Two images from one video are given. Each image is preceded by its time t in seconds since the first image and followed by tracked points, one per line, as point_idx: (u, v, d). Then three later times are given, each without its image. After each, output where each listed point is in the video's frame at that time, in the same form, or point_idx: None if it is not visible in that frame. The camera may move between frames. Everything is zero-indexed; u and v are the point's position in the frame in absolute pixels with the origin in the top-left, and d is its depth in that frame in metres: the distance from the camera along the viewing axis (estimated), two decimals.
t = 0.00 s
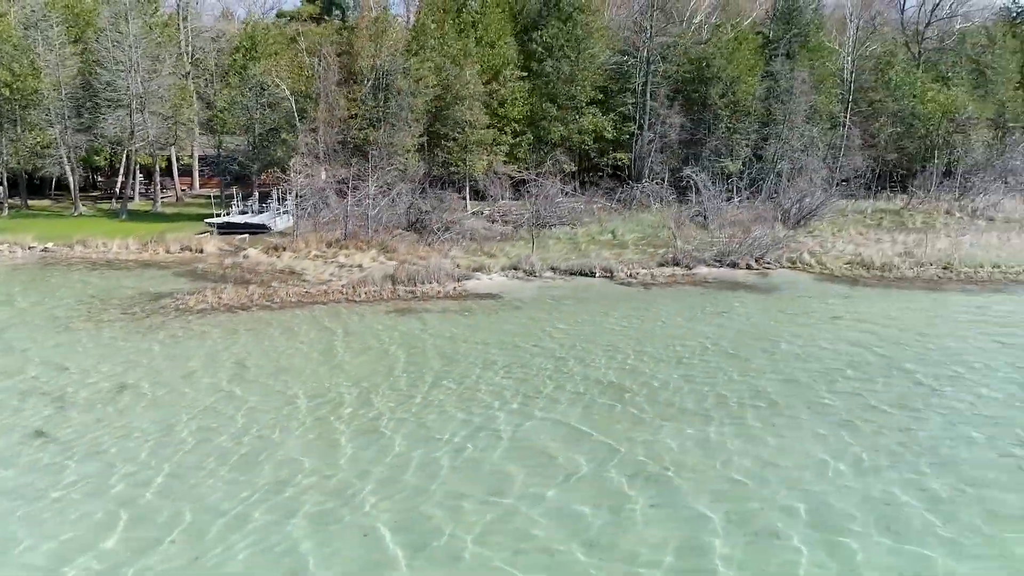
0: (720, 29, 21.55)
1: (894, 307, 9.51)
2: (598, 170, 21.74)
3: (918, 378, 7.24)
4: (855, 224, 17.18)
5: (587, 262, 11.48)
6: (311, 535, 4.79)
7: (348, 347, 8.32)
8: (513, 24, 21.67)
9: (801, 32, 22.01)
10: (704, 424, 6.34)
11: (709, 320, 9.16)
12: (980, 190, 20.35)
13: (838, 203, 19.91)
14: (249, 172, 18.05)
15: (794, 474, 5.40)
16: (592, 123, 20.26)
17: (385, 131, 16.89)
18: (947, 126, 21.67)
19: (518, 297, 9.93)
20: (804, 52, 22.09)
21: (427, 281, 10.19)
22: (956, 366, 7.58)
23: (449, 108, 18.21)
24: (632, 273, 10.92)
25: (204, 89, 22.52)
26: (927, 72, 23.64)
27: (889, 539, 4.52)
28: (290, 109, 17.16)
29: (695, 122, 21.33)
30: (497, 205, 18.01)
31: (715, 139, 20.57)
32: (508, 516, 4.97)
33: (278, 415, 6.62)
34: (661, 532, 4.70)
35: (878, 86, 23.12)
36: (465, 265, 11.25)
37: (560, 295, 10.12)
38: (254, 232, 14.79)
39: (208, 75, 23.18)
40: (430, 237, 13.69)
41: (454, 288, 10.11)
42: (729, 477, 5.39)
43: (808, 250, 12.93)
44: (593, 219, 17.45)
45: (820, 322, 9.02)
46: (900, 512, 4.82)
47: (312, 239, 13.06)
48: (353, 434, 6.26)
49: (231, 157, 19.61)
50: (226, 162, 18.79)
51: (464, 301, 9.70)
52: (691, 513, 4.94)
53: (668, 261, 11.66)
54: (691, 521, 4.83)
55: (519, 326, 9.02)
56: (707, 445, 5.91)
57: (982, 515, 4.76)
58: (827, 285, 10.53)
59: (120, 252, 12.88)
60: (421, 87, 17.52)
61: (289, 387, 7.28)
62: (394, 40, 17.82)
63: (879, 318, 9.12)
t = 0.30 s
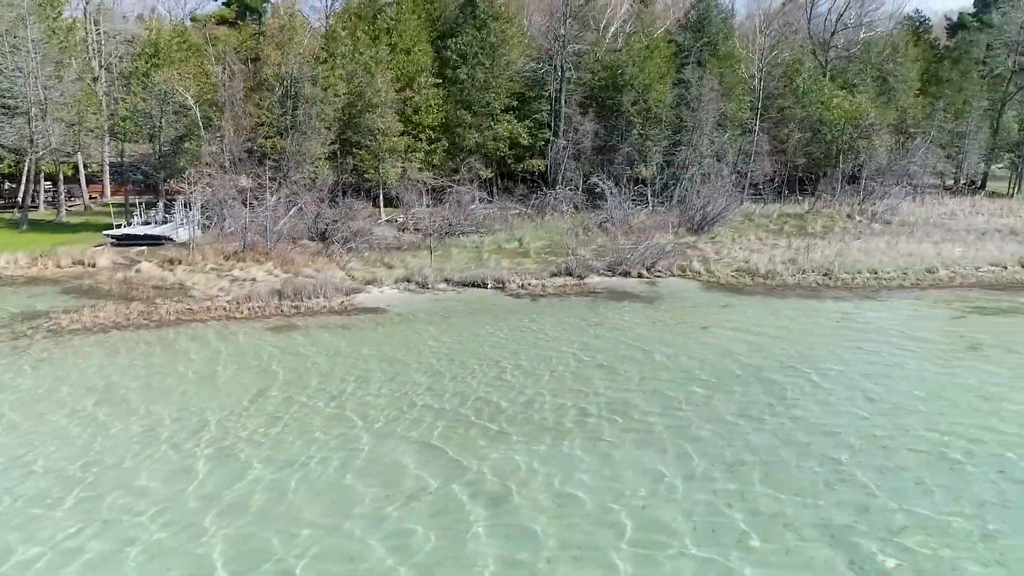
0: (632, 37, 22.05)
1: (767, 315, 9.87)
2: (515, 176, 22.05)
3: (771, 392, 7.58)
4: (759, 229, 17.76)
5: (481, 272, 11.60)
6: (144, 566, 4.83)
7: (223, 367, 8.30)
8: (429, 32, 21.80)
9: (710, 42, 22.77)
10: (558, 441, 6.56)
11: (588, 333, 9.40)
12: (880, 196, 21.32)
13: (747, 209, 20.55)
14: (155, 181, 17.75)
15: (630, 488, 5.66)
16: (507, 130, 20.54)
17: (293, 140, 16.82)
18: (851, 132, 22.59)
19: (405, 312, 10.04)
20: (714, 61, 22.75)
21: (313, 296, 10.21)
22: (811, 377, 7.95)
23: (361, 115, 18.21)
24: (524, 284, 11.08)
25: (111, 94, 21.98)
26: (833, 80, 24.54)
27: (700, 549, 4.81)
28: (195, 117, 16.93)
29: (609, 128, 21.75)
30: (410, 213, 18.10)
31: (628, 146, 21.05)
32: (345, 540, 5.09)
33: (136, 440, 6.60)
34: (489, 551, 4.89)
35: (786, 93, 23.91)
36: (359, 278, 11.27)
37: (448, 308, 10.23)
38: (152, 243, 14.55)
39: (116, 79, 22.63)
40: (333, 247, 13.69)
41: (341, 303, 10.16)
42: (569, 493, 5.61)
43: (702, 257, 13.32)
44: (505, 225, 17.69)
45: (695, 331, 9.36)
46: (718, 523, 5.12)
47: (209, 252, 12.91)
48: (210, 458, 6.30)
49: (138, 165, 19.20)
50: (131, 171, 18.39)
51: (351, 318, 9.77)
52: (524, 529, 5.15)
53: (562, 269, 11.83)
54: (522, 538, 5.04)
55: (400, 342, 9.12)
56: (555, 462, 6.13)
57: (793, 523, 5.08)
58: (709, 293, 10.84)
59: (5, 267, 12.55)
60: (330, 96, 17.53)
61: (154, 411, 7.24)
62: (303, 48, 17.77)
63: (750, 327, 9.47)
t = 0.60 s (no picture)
0: (546, 44, 22.31)
1: (649, 325, 10.16)
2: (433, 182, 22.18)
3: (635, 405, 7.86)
4: (667, 235, 18.22)
5: (374, 284, 11.62)
6: None
7: (93, 389, 8.21)
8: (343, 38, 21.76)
9: (623, 49, 23.15)
10: (419, 461, 6.70)
11: (473, 347, 9.55)
12: (787, 201, 22.10)
13: (659, 214, 21.04)
14: (53, 190, 17.25)
15: (477, 507, 5.85)
16: (422, 137, 20.65)
17: (196, 149, 16.55)
18: (760, 137, 23.31)
19: (292, 328, 10.04)
20: (627, 68, 23.11)
21: (194, 312, 10.19)
22: (677, 389, 8.25)
23: (269, 123, 17.99)
24: (415, 297, 11.16)
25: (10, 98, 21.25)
26: (744, 86, 25.21)
27: (531, 565, 5.03)
28: (91, 125, 16.48)
29: (524, 135, 21.93)
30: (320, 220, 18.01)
31: (542, 152, 21.34)
32: (183, 568, 5.14)
33: None
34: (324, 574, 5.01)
35: (698, 99, 24.53)
36: (250, 292, 11.22)
37: (335, 322, 10.26)
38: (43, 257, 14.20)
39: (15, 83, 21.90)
40: (231, 259, 13.56)
41: (225, 320, 10.14)
42: (418, 514, 5.78)
43: (600, 265, 13.62)
44: (417, 233, 17.83)
45: (575, 345, 9.61)
46: (554, 539, 5.35)
47: (99, 266, 12.64)
48: (64, 486, 6.27)
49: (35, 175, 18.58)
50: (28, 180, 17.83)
51: (235, 336, 9.73)
52: (368, 551, 5.30)
53: (456, 279, 11.93)
54: (363, 559, 5.19)
55: (279, 358, 9.14)
56: (413, 483, 6.28)
57: (624, 537, 5.34)
58: (598, 303, 11.08)
59: None
60: (234, 103, 17.31)
61: (9, 436, 7.12)
62: (206, 54, 17.50)
63: (630, 338, 9.74)
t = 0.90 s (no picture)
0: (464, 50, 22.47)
1: (538, 338, 10.35)
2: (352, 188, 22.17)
3: (508, 423, 8.03)
4: (580, 241, 18.51)
5: (269, 297, 11.60)
6: None
7: None
8: (258, 43, 21.56)
9: (541, 57, 23.43)
10: (285, 482, 6.78)
11: (359, 366, 9.61)
12: (701, 204, 22.71)
13: (577, 220, 21.40)
14: None
15: (333, 529, 5.96)
16: (338, 144, 20.62)
17: (97, 159, 16.10)
18: (678, 143, 23.92)
19: (179, 347, 10.00)
20: (545, 75, 23.35)
21: (73, 332, 10.08)
22: (553, 403, 8.51)
23: (176, 132, 17.67)
24: (309, 310, 11.16)
25: None
26: (662, 91, 25.74)
27: None
28: None
29: (442, 141, 22.06)
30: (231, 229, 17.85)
31: (460, 159, 21.46)
32: None
33: None
34: None
35: (617, 106, 25.06)
36: (140, 308, 11.11)
37: (224, 340, 10.25)
38: None
39: None
40: (129, 272, 13.36)
41: (107, 340, 10.06)
42: (273, 536, 5.89)
43: (503, 274, 13.82)
44: (331, 241, 17.85)
45: (461, 360, 9.78)
46: (399, 558, 5.52)
47: None
48: None
49: None
50: None
51: (119, 357, 9.64)
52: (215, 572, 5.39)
53: (354, 291, 11.94)
54: None
55: (161, 379, 9.12)
56: (274, 505, 6.40)
57: (468, 554, 5.55)
58: (492, 314, 11.22)
59: None
60: (139, 111, 16.94)
61: None
62: (107, 61, 17.03)
63: (518, 353, 9.92)
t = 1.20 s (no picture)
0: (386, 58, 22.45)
1: (433, 353, 10.46)
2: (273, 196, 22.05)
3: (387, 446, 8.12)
4: (499, 249, 18.72)
5: (166, 315, 11.49)
6: None
7: None
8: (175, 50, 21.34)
9: (465, 63, 23.51)
10: (150, 509, 6.78)
11: (248, 386, 9.58)
12: (624, 210, 23.28)
13: (500, 227, 21.70)
14: None
15: (190, 557, 6.01)
16: (258, 153, 20.50)
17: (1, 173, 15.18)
18: (603, 149, 24.75)
19: (66, 368, 9.87)
20: (468, 83, 23.41)
21: None
22: (436, 422, 8.67)
23: (84, 141, 17.19)
24: (205, 329, 11.10)
25: None
26: (588, 99, 26.23)
27: None
28: None
29: (364, 149, 22.01)
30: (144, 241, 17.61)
31: (383, 167, 21.44)
32: None
33: None
34: None
35: (543, 114, 25.44)
36: (28, 328, 10.91)
37: (113, 360, 10.15)
38: None
39: None
40: (26, 289, 13.09)
41: None
42: (130, 565, 5.93)
43: (412, 285, 13.92)
44: (248, 251, 17.74)
45: (352, 377, 9.86)
46: None
47: None
48: None
49: None
50: None
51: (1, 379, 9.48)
52: None
53: (254, 306, 11.86)
54: None
55: (42, 401, 9.00)
56: (137, 532, 6.41)
57: None
58: (391, 329, 11.27)
59: None
60: (45, 120, 16.35)
61: None
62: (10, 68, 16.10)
63: (411, 371, 10.00)
